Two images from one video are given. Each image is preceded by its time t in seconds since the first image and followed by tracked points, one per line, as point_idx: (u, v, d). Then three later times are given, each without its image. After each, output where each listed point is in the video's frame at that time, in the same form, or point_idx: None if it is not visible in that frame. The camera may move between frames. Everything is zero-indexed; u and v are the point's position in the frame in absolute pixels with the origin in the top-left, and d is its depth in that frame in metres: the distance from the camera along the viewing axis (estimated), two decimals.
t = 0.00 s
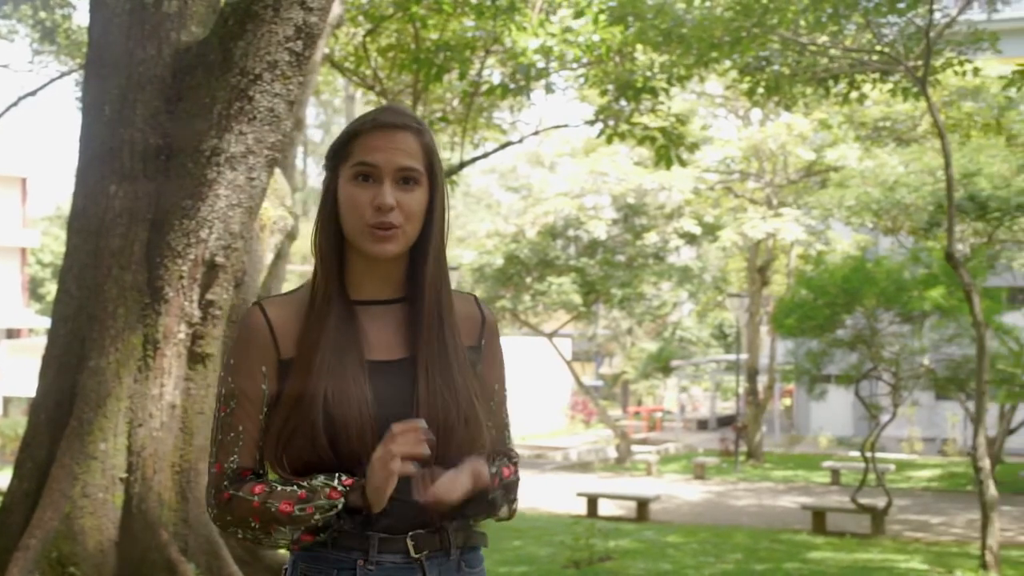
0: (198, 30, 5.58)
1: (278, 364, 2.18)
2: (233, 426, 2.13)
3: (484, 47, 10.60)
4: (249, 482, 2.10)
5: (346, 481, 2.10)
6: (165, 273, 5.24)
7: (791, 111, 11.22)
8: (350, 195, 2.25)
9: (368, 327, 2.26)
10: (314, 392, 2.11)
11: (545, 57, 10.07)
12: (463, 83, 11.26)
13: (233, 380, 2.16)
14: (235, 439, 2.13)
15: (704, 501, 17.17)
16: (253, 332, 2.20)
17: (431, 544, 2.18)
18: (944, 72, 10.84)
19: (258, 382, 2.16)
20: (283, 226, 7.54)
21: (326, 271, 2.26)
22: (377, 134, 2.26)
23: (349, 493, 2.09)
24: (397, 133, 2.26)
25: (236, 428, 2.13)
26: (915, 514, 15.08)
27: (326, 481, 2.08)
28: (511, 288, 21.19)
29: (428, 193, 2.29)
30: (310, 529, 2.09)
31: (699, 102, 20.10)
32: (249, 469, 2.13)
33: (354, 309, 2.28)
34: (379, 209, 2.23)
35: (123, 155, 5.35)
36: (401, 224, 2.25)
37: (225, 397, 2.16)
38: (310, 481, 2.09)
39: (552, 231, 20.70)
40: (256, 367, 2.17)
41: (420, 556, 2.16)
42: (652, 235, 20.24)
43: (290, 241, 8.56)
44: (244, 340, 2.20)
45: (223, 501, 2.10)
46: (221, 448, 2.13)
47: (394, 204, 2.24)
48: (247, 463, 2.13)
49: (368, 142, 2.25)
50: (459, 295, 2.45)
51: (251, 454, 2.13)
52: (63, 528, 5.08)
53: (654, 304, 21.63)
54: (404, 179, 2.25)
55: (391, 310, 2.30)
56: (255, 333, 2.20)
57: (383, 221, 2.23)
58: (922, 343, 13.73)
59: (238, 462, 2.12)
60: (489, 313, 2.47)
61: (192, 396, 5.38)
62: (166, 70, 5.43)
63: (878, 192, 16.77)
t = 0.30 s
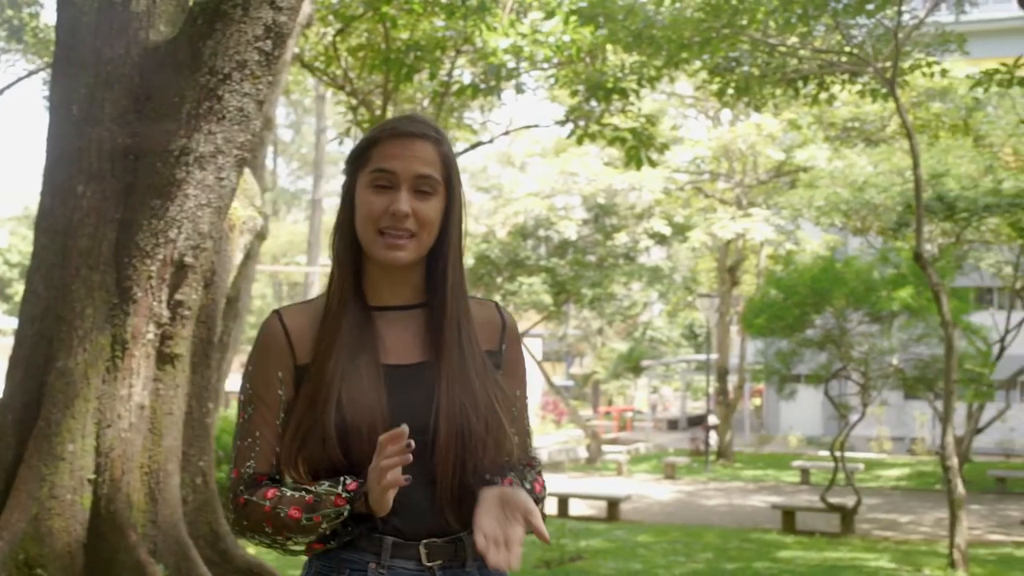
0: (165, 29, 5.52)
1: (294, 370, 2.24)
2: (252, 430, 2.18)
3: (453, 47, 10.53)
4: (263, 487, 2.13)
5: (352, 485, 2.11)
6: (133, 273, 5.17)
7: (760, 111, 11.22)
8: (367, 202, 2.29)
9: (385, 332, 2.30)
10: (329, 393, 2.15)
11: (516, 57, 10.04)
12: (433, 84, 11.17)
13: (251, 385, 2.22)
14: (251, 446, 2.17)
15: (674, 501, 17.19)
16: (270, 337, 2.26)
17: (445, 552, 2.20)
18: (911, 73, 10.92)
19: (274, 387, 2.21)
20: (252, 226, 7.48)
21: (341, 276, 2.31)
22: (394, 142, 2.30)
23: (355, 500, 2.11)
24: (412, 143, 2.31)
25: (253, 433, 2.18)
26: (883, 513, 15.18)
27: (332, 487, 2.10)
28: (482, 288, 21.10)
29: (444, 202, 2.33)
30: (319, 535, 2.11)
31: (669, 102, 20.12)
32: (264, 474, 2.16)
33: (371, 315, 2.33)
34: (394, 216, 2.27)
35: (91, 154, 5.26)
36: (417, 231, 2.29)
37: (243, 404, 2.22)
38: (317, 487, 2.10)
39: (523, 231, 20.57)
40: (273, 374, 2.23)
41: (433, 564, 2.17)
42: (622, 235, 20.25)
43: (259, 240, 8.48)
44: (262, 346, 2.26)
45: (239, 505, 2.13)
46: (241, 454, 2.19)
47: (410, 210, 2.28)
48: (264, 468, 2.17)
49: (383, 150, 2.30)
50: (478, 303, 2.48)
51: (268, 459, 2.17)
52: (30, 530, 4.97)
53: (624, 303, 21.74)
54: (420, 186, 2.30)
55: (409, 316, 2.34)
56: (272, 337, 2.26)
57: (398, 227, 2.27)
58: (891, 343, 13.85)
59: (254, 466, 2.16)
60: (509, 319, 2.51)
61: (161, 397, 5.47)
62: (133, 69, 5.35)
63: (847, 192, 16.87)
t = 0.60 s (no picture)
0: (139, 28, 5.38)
1: (315, 369, 2.26)
2: (273, 429, 2.21)
3: (428, 48, 10.48)
4: (284, 485, 2.16)
5: (371, 485, 2.13)
6: (106, 273, 5.02)
7: (734, 112, 11.20)
8: (384, 200, 2.30)
9: (405, 330, 2.31)
10: (347, 389, 2.17)
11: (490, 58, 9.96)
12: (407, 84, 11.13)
13: (272, 384, 2.25)
14: (273, 443, 2.21)
15: (649, 501, 17.21)
16: (290, 337, 2.28)
17: (458, 550, 2.20)
18: (885, 74, 10.95)
19: (295, 386, 2.23)
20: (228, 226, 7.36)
21: (359, 275, 2.32)
22: (409, 141, 2.32)
23: (374, 499, 2.12)
24: (428, 140, 2.32)
25: (275, 431, 2.21)
26: (857, 512, 15.27)
27: (351, 485, 2.12)
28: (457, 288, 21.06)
29: (461, 197, 2.34)
30: (337, 532, 2.12)
31: (644, 102, 20.13)
32: (285, 473, 2.19)
33: (391, 312, 2.34)
34: (411, 212, 2.28)
35: (64, 153, 5.19)
36: (434, 227, 2.30)
37: (265, 403, 2.24)
38: (336, 485, 2.13)
39: (497, 231, 19.82)
40: (293, 373, 2.25)
41: (446, 562, 2.18)
42: (597, 236, 20.27)
43: (233, 239, 8.37)
44: (283, 346, 2.28)
45: (260, 503, 2.16)
46: (262, 451, 2.22)
47: (427, 207, 2.29)
48: (284, 467, 2.20)
49: (399, 148, 2.31)
50: (498, 300, 2.48)
51: (288, 456, 2.20)
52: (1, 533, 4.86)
53: (599, 303, 21.86)
54: (436, 183, 2.31)
55: (429, 314, 2.34)
56: (293, 337, 2.28)
57: (415, 224, 2.29)
58: (865, 343, 13.82)
59: (276, 464, 2.19)
60: (533, 317, 2.49)
61: (135, 397, 5.49)
62: (107, 69, 5.26)
63: (821, 193, 16.98)
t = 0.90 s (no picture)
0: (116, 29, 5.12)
1: (325, 366, 2.22)
2: (282, 423, 2.16)
3: (406, 47, 10.40)
4: (294, 481, 2.10)
5: (383, 484, 2.07)
6: (80, 273, 4.78)
7: (711, 113, 11.22)
8: (398, 194, 2.24)
9: (414, 330, 2.25)
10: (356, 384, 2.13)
11: (467, 57, 9.94)
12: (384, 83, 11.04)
13: (281, 378, 2.20)
14: (282, 438, 2.15)
15: (627, 501, 17.20)
16: (300, 333, 2.24)
17: (463, 549, 2.13)
18: (861, 75, 11.00)
19: (304, 384, 2.19)
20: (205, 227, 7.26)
21: (371, 271, 2.27)
22: (425, 136, 2.26)
23: (386, 498, 2.06)
24: (445, 136, 2.25)
25: (283, 428, 2.16)
26: (834, 511, 15.31)
27: (363, 483, 2.06)
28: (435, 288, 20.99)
29: (476, 196, 2.28)
30: (347, 532, 2.06)
31: (622, 102, 20.11)
32: (294, 469, 2.14)
33: (401, 312, 2.28)
34: (424, 209, 2.21)
35: (38, 153, 4.82)
36: (448, 226, 2.23)
37: (274, 397, 2.20)
38: (348, 482, 2.07)
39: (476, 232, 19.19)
40: (303, 370, 2.20)
41: (450, 561, 2.11)
42: (574, 236, 20.25)
43: (208, 239, 8.27)
44: (294, 340, 2.23)
45: (269, 497, 2.10)
46: (270, 446, 2.16)
47: (441, 204, 2.22)
48: (292, 462, 2.14)
49: (416, 143, 2.24)
50: (512, 302, 2.40)
51: (298, 453, 2.15)
52: None
53: (577, 304, 21.94)
54: (451, 181, 2.24)
55: (438, 314, 2.28)
56: (303, 333, 2.24)
57: (427, 221, 2.22)
58: (841, 343, 13.89)
59: (284, 459, 2.14)
60: (547, 320, 2.40)
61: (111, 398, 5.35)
62: (81, 69, 4.95)
63: (797, 193, 17.42)
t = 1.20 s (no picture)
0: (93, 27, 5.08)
1: (330, 366, 2.39)
2: (289, 421, 2.35)
3: (384, 48, 10.35)
4: (296, 479, 2.30)
5: (376, 488, 2.24)
6: (57, 273, 4.69)
7: (690, 113, 11.19)
8: (412, 205, 2.40)
9: (420, 332, 2.41)
10: (363, 378, 2.29)
11: (447, 57, 9.84)
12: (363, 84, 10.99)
13: (290, 374, 2.39)
14: (287, 437, 2.34)
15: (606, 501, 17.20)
16: (308, 333, 2.40)
17: (466, 549, 2.29)
18: (839, 75, 11.01)
19: (309, 383, 2.36)
20: (182, 227, 7.17)
21: (380, 276, 2.42)
22: (440, 149, 2.41)
23: (378, 503, 2.23)
24: (461, 151, 2.41)
25: (290, 426, 2.35)
26: (811, 510, 15.39)
27: (357, 488, 2.24)
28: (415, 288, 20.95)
29: (487, 209, 2.44)
30: (343, 533, 2.25)
31: (600, 102, 20.11)
32: (298, 467, 2.33)
33: (409, 314, 2.44)
34: (437, 219, 2.38)
35: (14, 152, 4.76)
36: (458, 236, 2.40)
37: (283, 395, 2.38)
38: (343, 486, 2.25)
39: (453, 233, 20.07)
40: (308, 369, 2.38)
41: (454, 560, 2.27)
42: (553, 236, 20.28)
43: (185, 240, 8.17)
44: (303, 338, 2.40)
45: (273, 494, 2.31)
46: (278, 445, 2.36)
47: (453, 215, 2.39)
48: (297, 460, 2.33)
49: (431, 156, 2.41)
50: (515, 311, 2.56)
51: (301, 451, 2.34)
52: None
53: (557, 303, 22.26)
54: (464, 194, 2.40)
55: (445, 317, 2.44)
56: (311, 333, 2.40)
57: (439, 230, 2.39)
58: (819, 343, 13.87)
59: (288, 457, 2.34)
60: (551, 331, 2.58)
61: (88, 400, 5.13)
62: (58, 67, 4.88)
63: (775, 193, 17.86)
